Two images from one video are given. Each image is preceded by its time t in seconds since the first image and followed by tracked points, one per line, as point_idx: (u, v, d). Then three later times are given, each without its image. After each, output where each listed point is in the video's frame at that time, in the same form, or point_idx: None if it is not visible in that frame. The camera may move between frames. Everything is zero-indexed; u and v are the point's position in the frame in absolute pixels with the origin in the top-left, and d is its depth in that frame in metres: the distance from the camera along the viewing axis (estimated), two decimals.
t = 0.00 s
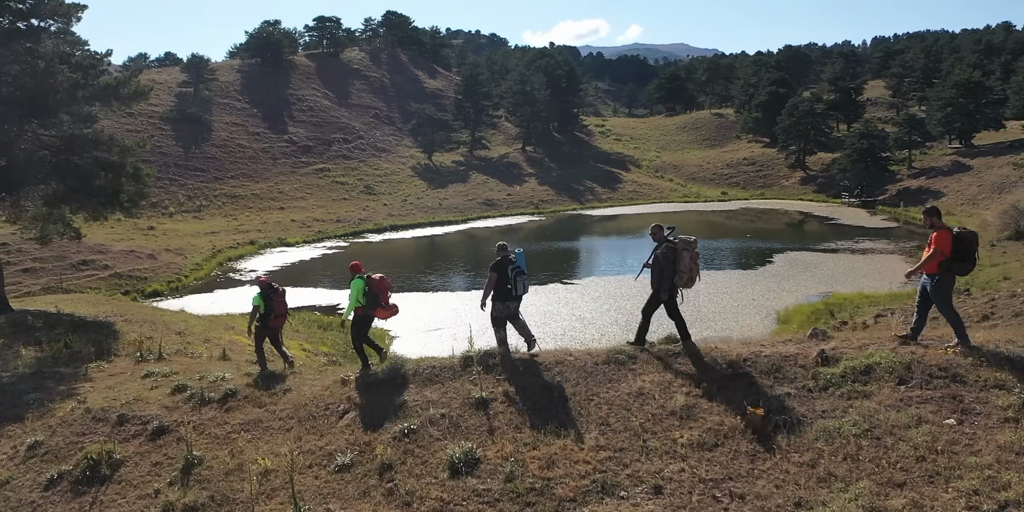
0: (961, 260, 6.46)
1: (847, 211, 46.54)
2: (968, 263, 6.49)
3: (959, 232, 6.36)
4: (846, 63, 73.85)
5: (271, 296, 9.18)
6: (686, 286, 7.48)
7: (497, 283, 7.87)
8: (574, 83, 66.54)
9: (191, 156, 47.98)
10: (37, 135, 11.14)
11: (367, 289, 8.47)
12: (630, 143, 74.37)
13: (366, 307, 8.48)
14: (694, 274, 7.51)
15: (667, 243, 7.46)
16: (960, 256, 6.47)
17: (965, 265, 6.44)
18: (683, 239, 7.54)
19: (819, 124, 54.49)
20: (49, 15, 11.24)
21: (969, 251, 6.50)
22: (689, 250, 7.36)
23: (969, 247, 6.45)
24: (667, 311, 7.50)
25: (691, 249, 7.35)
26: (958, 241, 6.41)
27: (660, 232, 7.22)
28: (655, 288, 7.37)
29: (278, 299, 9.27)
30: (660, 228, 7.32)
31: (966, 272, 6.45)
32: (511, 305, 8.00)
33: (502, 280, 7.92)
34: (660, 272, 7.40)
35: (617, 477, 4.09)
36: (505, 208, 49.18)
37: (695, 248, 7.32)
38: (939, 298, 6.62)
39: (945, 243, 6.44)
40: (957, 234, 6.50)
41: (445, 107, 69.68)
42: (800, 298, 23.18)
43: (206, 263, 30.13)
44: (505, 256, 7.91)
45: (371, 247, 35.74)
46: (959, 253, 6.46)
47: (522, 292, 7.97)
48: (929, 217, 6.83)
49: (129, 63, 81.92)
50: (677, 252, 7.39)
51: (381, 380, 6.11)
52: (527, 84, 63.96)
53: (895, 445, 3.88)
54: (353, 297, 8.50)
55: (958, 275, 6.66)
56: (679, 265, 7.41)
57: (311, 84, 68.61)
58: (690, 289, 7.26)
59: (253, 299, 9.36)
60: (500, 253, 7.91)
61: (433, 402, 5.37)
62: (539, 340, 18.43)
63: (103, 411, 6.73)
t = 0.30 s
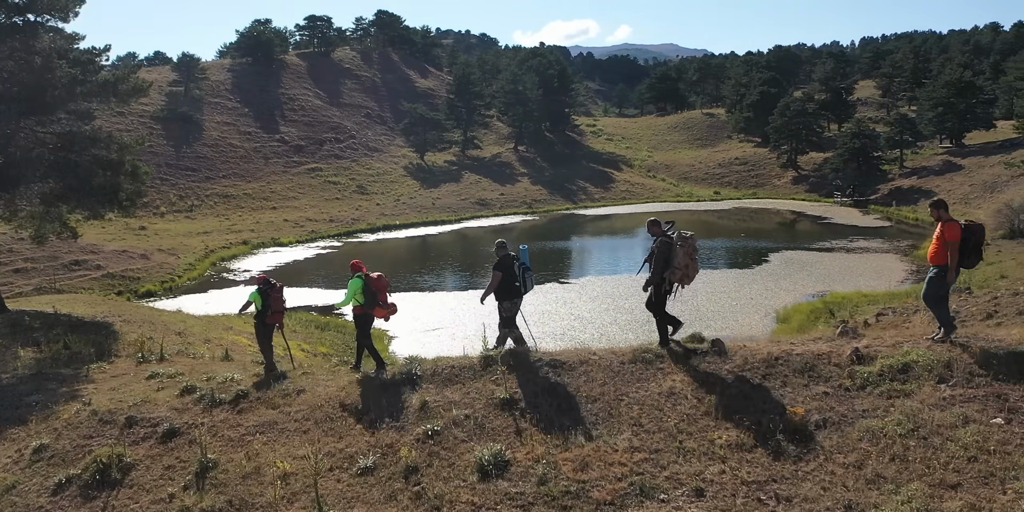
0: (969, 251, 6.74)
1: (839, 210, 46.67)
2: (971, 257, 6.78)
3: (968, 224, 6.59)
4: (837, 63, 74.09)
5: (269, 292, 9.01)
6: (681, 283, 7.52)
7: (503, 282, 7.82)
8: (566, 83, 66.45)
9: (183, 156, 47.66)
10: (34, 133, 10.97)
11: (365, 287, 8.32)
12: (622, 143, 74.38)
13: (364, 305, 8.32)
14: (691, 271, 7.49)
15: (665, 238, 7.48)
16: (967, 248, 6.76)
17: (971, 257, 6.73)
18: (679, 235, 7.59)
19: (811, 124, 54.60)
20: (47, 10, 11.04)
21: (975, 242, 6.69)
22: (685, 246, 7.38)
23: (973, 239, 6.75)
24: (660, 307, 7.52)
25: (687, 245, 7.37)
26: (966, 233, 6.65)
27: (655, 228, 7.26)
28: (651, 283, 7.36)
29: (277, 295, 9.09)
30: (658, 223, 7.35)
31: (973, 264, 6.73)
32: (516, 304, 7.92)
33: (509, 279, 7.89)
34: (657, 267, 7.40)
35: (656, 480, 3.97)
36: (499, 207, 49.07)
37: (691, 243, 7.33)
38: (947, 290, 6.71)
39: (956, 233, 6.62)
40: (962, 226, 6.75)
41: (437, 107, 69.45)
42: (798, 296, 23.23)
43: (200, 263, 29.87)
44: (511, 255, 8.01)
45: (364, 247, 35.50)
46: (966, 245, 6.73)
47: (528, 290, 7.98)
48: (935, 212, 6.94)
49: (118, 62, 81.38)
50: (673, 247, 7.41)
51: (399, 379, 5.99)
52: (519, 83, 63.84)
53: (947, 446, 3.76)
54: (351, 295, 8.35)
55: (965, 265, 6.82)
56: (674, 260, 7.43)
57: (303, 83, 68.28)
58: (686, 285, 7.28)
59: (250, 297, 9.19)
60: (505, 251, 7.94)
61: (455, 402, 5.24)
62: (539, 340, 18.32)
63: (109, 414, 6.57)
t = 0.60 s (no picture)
0: (978, 248, 6.53)
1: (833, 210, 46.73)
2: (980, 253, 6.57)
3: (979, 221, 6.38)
4: (829, 63, 74.22)
5: (271, 299, 8.91)
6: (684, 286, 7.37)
7: (507, 280, 7.56)
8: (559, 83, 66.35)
9: (176, 156, 47.37)
10: (32, 130, 10.80)
11: (366, 285, 8.07)
12: (615, 142, 74.32)
13: (364, 303, 8.05)
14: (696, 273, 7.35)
15: (668, 240, 7.38)
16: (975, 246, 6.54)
17: (982, 254, 6.50)
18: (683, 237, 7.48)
19: (805, 123, 54.65)
20: (45, 5, 10.87)
21: (983, 240, 6.57)
22: (689, 247, 7.27)
23: (982, 236, 6.53)
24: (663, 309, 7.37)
25: (691, 246, 7.26)
26: (977, 229, 6.42)
27: (659, 229, 7.19)
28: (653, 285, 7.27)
29: (280, 301, 8.99)
30: (663, 224, 7.24)
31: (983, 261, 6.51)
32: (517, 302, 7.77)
33: (511, 277, 7.60)
34: (660, 267, 7.27)
35: (694, 481, 3.85)
36: (494, 207, 48.93)
37: (695, 244, 7.23)
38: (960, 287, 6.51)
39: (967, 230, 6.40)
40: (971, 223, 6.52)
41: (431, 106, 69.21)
42: (798, 295, 23.17)
43: (194, 263, 29.61)
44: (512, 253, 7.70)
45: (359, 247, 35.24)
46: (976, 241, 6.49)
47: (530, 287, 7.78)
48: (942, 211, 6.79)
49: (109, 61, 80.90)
50: (677, 248, 7.30)
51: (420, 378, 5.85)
52: (513, 83, 63.68)
53: (996, 445, 3.65)
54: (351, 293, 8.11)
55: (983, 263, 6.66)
56: (677, 262, 7.32)
57: (296, 82, 67.98)
58: (690, 286, 7.13)
59: (253, 304, 9.06)
60: (506, 248, 7.66)
61: (478, 403, 5.11)
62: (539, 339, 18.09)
63: (118, 415, 6.43)
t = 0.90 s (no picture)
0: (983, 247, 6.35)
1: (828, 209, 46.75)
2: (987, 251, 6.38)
3: (983, 220, 6.21)
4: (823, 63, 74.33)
5: (270, 292, 8.76)
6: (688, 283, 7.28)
7: (505, 284, 7.51)
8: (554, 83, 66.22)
9: (169, 155, 47.08)
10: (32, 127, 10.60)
11: (365, 287, 8.12)
12: (610, 142, 74.25)
13: (364, 307, 8.13)
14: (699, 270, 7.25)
15: (670, 238, 7.26)
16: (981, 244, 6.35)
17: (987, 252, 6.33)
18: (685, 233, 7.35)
19: (799, 123, 54.66)
20: None
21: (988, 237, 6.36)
22: (691, 245, 7.16)
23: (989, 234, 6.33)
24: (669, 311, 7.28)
25: (693, 243, 7.14)
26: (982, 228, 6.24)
27: (661, 228, 7.06)
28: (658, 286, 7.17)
29: (278, 296, 8.86)
30: (664, 223, 7.14)
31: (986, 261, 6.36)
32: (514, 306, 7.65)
33: (509, 282, 7.52)
34: (664, 267, 7.19)
35: (738, 483, 3.74)
36: (489, 207, 48.78)
37: (697, 242, 7.12)
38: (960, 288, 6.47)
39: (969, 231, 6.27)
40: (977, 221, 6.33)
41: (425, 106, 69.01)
42: (799, 294, 23.14)
43: (190, 263, 29.38)
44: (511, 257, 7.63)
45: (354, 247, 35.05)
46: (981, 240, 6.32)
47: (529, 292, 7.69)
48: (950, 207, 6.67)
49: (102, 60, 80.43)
50: (680, 247, 7.19)
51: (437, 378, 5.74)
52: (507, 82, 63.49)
53: None
54: (351, 296, 8.17)
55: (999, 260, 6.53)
56: (681, 260, 7.21)
57: (289, 81, 67.69)
58: (695, 284, 7.03)
59: (251, 296, 8.93)
60: (506, 253, 7.59)
61: (504, 403, 5.00)
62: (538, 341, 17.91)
63: (128, 416, 6.28)
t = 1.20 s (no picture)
0: (992, 245, 6.24)
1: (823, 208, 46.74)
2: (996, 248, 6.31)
3: (991, 218, 6.14)
4: (816, 64, 74.43)
5: (265, 297, 8.63)
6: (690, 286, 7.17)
7: (505, 281, 7.37)
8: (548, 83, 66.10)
9: (163, 155, 46.83)
10: (31, 124, 10.48)
11: (365, 284, 8.05)
12: (604, 142, 74.14)
13: (364, 302, 8.04)
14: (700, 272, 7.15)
15: (673, 239, 7.15)
16: (992, 241, 6.22)
17: (996, 250, 6.22)
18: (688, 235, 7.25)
19: (793, 123, 54.71)
20: None
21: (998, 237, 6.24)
22: (694, 247, 7.07)
23: (999, 232, 6.23)
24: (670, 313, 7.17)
25: (696, 245, 7.05)
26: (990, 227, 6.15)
27: (664, 227, 6.95)
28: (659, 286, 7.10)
29: (274, 300, 8.71)
30: (667, 223, 7.05)
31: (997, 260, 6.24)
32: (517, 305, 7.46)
33: (509, 280, 7.40)
34: (666, 267, 7.08)
35: (782, 484, 3.64)
36: (484, 206, 48.65)
37: (701, 243, 7.02)
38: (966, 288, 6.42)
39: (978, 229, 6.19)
40: (987, 219, 6.24)
41: (419, 105, 68.81)
42: (800, 293, 23.15)
43: (185, 263, 29.17)
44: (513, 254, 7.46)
45: (350, 246, 34.87)
46: (990, 238, 6.21)
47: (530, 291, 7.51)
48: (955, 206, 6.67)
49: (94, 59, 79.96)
50: (682, 248, 7.09)
51: (457, 378, 5.63)
52: (502, 82, 63.34)
53: None
54: (351, 291, 8.07)
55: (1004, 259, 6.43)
56: (682, 262, 7.12)
57: (283, 81, 67.46)
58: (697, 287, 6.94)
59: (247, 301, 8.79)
60: (508, 250, 7.46)
61: (530, 403, 4.90)
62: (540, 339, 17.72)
63: (139, 417, 6.14)
